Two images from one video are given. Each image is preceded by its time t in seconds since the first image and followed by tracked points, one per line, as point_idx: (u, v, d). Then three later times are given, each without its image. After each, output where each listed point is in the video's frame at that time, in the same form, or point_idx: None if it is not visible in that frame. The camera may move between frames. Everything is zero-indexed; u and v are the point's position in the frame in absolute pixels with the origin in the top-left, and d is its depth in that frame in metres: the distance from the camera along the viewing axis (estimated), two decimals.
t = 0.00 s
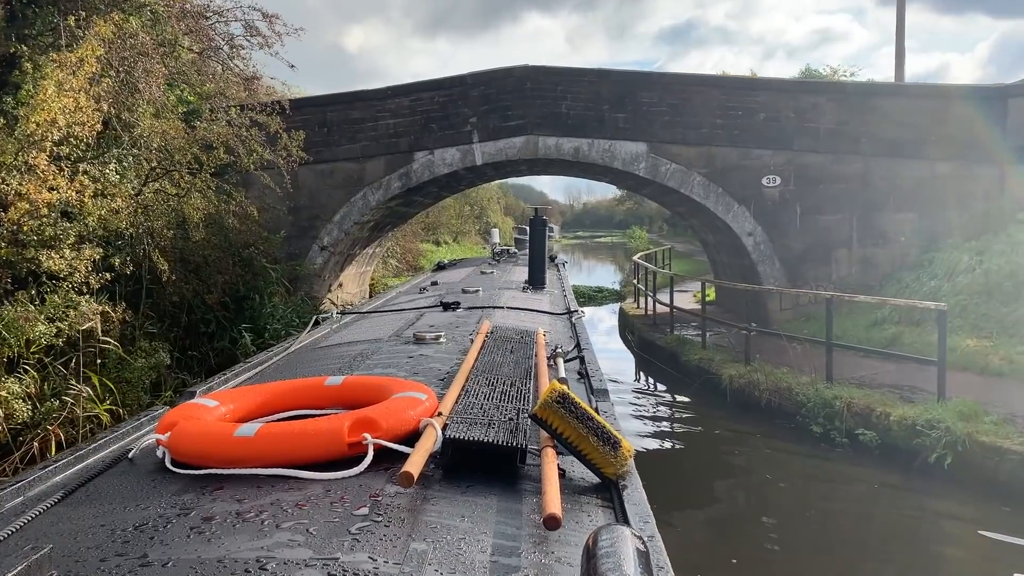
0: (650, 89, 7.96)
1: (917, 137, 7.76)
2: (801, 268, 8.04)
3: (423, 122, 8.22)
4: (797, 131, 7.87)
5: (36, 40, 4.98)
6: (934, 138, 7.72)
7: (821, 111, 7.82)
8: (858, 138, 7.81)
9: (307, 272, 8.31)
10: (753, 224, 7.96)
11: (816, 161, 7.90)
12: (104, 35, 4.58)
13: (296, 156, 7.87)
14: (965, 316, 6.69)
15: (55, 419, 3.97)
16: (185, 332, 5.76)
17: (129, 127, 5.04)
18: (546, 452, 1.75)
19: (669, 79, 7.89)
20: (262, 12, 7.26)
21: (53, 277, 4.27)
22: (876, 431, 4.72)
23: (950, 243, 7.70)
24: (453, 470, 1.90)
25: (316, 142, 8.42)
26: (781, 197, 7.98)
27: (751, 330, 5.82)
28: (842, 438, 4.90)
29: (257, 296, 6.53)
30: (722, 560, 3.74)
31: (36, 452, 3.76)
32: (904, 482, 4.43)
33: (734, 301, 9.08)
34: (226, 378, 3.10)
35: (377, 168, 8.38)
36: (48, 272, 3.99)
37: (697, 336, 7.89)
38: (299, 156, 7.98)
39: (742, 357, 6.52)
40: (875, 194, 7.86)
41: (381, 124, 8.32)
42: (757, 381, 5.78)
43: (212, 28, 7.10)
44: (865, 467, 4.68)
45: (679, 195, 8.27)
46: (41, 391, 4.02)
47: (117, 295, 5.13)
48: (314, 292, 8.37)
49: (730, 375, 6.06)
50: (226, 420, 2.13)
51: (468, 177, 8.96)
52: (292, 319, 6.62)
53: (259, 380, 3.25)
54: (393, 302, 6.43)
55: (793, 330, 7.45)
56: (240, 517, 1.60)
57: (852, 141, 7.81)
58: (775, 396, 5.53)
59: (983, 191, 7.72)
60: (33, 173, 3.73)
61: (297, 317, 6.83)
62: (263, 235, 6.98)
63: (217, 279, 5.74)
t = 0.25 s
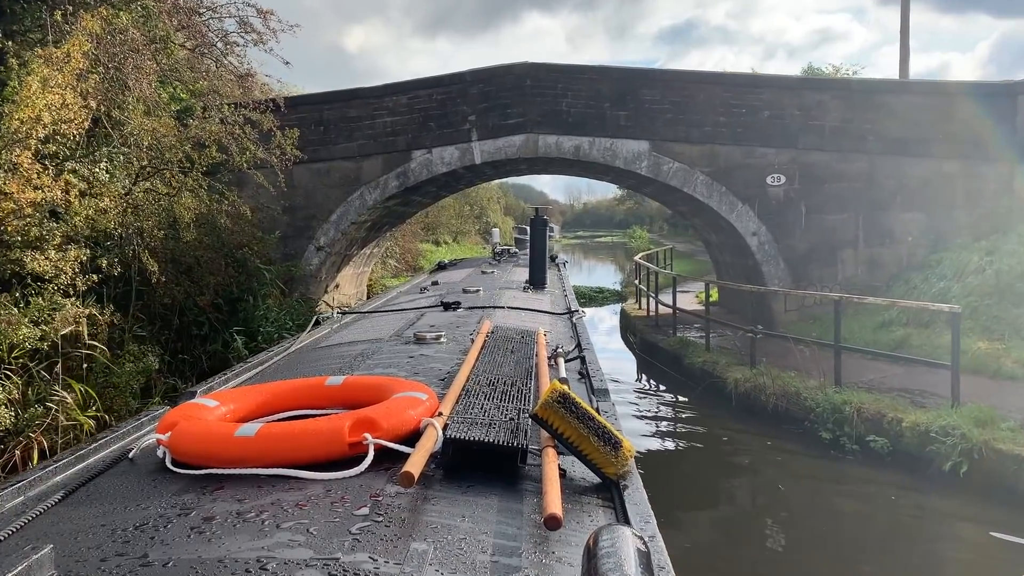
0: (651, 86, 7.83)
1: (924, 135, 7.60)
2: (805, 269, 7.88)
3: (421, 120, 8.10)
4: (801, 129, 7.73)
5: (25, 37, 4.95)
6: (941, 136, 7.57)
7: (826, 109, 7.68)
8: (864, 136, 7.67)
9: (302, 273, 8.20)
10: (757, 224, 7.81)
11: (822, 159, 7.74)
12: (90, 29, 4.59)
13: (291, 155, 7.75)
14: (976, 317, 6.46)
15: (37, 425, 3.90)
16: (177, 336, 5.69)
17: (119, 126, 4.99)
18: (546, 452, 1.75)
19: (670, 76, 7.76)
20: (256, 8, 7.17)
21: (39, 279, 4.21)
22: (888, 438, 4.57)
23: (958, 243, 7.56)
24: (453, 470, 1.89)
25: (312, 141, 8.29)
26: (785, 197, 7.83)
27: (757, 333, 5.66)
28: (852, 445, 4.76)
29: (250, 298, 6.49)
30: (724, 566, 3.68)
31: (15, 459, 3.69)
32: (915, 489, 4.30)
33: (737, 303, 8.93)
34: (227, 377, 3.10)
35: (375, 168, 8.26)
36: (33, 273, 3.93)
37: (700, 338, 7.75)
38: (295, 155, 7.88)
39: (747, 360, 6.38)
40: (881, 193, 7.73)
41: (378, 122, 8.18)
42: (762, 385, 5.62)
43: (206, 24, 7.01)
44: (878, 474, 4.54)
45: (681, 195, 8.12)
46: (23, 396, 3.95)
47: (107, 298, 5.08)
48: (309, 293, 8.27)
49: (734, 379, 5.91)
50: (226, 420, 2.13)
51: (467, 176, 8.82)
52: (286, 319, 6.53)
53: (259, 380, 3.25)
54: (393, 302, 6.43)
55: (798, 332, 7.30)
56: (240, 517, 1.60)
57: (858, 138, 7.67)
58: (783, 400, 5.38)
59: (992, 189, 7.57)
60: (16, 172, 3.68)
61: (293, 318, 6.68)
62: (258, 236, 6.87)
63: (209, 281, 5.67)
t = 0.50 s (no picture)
0: (653, 84, 7.66)
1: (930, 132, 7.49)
2: (809, 269, 7.77)
3: (418, 118, 7.91)
4: (805, 127, 7.62)
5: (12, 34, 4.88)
6: (947, 133, 7.45)
7: (831, 107, 7.56)
8: (870, 134, 7.55)
9: (299, 274, 8.09)
10: (760, 223, 7.64)
11: (826, 158, 7.65)
12: (79, 23, 4.46)
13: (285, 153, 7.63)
14: (986, 319, 6.37)
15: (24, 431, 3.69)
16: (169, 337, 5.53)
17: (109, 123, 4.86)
18: (546, 452, 1.75)
19: (672, 73, 7.61)
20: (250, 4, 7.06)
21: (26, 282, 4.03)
22: (898, 443, 4.49)
23: (966, 243, 7.48)
24: (453, 469, 1.89)
25: (307, 139, 8.12)
26: (789, 195, 7.70)
27: (764, 335, 5.51)
28: (861, 450, 4.67)
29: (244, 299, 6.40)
30: (729, 571, 3.63)
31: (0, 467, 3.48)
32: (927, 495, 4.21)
33: (740, 304, 8.77)
34: (227, 377, 3.09)
35: (371, 167, 8.08)
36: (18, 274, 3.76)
37: (702, 340, 7.61)
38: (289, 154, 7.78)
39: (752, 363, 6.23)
40: (887, 193, 7.64)
41: (375, 121, 7.99)
42: (767, 389, 5.50)
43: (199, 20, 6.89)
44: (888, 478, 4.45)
45: (684, 194, 7.98)
46: (8, 402, 3.77)
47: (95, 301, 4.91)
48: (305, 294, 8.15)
49: (740, 382, 5.77)
50: (226, 420, 2.13)
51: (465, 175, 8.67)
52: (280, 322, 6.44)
53: (259, 380, 3.24)
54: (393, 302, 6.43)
55: (804, 335, 7.15)
56: (240, 517, 1.60)
57: (864, 136, 7.55)
58: (791, 404, 5.27)
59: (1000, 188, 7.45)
60: None
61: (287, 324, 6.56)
62: (251, 236, 6.78)
63: (201, 282, 5.53)
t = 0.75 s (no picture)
0: (652, 81, 7.43)
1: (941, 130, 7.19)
2: (813, 271, 7.48)
3: (414, 116, 7.78)
4: (808, 126, 7.35)
5: None
6: (955, 132, 7.16)
7: (835, 105, 7.29)
8: (874, 132, 7.28)
9: (292, 275, 8.00)
10: (763, 224, 7.41)
11: (831, 156, 7.37)
12: (63, 18, 4.26)
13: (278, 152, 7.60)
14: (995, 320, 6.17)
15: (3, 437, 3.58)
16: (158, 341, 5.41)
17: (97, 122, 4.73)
18: (546, 452, 1.75)
19: (671, 70, 7.35)
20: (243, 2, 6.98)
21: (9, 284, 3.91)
22: (908, 451, 4.28)
23: (975, 244, 7.24)
24: (453, 469, 1.90)
25: (301, 138, 8.02)
26: (792, 195, 7.44)
27: (769, 339, 5.36)
28: (869, 458, 4.46)
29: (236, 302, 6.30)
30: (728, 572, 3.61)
31: None
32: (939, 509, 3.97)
33: (743, 305, 8.61)
34: (226, 377, 3.10)
35: (367, 167, 7.95)
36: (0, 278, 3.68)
37: (704, 343, 7.47)
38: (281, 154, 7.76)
39: (757, 367, 6.07)
40: (892, 192, 7.35)
41: (370, 120, 7.88)
42: (772, 394, 5.33)
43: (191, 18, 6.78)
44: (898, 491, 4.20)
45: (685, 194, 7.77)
46: None
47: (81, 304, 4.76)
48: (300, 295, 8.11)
49: (745, 386, 5.61)
50: (226, 420, 2.13)
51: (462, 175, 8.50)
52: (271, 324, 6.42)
53: (258, 381, 3.24)
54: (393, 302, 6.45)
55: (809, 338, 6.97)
56: (240, 517, 1.60)
57: (868, 134, 7.28)
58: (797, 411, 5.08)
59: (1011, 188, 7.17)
60: None
61: (280, 330, 6.51)
62: (245, 237, 6.67)
63: (191, 285, 5.37)
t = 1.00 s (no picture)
0: (654, 78, 7.33)
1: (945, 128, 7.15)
2: (817, 270, 7.46)
3: (412, 115, 7.70)
4: (813, 123, 7.28)
5: None
6: (962, 130, 7.11)
7: (841, 103, 7.20)
8: (880, 129, 7.21)
9: (287, 276, 7.96)
10: (767, 223, 7.35)
11: (835, 154, 7.31)
12: (50, 13, 4.22)
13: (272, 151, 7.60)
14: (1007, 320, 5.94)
15: None
16: (150, 344, 5.29)
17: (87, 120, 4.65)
18: (546, 452, 1.75)
19: (674, 67, 7.26)
20: None
21: None
22: (919, 457, 4.18)
23: (983, 243, 7.15)
24: (453, 469, 1.90)
25: (297, 137, 7.94)
26: (797, 193, 7.39)
27: (775, 341, 5.23)
28: (880, 464, 4.35)
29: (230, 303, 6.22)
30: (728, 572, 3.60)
31: None
32: (954, 522, 3.82)
33: (747, 305, 8.50)
34: (227, 377, 3.10)
35: (364, 165, 7.89)
36: None
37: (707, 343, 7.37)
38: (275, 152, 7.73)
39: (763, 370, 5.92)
40: (898, 191, 7.31)
41: (367, 118, 7.80)
42: (777, 398, 5.20)
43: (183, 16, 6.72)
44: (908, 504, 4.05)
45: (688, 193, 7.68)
46: None
47: (71, 306, 4.68)
48: (296, 297, 8.05)
49: (750, 390, 5.47)
50: (226, 420, 2.13)
51: (462, 174, 8.41)
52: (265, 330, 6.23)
53: (259, 380, 3.24)
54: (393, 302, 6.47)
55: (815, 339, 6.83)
56: (240, 517, 1.60)
57: (874, 133, 7.21)
58: (804, 415, 4.96)
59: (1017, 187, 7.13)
60: None
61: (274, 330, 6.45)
62: (238, 237, 6.55)
63: (184, 287, 5.22)
